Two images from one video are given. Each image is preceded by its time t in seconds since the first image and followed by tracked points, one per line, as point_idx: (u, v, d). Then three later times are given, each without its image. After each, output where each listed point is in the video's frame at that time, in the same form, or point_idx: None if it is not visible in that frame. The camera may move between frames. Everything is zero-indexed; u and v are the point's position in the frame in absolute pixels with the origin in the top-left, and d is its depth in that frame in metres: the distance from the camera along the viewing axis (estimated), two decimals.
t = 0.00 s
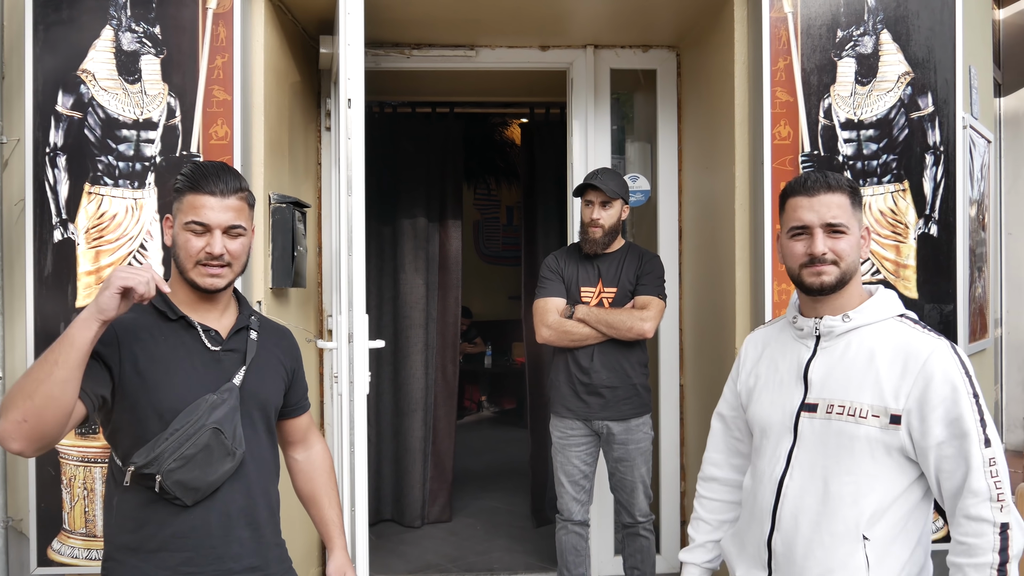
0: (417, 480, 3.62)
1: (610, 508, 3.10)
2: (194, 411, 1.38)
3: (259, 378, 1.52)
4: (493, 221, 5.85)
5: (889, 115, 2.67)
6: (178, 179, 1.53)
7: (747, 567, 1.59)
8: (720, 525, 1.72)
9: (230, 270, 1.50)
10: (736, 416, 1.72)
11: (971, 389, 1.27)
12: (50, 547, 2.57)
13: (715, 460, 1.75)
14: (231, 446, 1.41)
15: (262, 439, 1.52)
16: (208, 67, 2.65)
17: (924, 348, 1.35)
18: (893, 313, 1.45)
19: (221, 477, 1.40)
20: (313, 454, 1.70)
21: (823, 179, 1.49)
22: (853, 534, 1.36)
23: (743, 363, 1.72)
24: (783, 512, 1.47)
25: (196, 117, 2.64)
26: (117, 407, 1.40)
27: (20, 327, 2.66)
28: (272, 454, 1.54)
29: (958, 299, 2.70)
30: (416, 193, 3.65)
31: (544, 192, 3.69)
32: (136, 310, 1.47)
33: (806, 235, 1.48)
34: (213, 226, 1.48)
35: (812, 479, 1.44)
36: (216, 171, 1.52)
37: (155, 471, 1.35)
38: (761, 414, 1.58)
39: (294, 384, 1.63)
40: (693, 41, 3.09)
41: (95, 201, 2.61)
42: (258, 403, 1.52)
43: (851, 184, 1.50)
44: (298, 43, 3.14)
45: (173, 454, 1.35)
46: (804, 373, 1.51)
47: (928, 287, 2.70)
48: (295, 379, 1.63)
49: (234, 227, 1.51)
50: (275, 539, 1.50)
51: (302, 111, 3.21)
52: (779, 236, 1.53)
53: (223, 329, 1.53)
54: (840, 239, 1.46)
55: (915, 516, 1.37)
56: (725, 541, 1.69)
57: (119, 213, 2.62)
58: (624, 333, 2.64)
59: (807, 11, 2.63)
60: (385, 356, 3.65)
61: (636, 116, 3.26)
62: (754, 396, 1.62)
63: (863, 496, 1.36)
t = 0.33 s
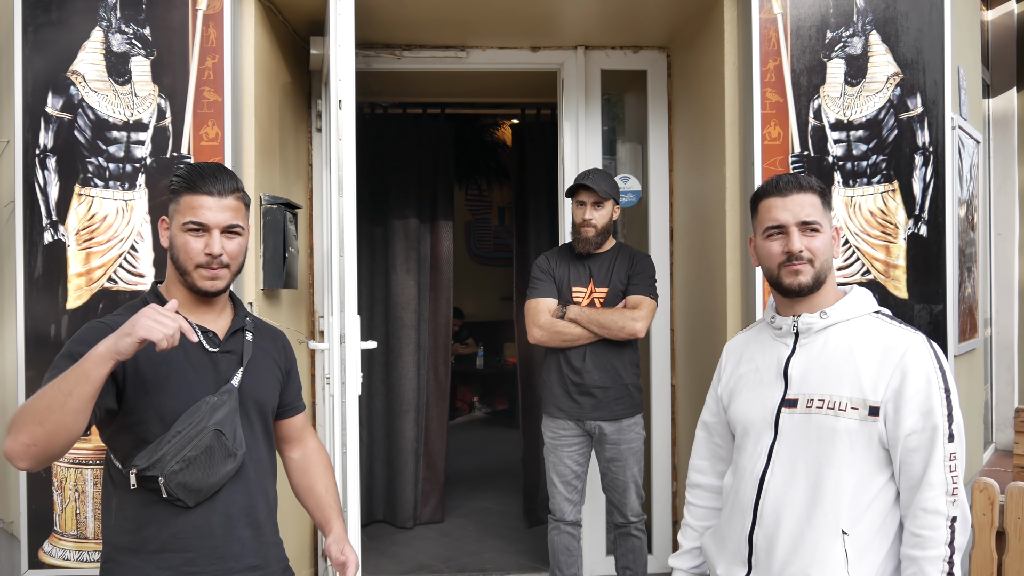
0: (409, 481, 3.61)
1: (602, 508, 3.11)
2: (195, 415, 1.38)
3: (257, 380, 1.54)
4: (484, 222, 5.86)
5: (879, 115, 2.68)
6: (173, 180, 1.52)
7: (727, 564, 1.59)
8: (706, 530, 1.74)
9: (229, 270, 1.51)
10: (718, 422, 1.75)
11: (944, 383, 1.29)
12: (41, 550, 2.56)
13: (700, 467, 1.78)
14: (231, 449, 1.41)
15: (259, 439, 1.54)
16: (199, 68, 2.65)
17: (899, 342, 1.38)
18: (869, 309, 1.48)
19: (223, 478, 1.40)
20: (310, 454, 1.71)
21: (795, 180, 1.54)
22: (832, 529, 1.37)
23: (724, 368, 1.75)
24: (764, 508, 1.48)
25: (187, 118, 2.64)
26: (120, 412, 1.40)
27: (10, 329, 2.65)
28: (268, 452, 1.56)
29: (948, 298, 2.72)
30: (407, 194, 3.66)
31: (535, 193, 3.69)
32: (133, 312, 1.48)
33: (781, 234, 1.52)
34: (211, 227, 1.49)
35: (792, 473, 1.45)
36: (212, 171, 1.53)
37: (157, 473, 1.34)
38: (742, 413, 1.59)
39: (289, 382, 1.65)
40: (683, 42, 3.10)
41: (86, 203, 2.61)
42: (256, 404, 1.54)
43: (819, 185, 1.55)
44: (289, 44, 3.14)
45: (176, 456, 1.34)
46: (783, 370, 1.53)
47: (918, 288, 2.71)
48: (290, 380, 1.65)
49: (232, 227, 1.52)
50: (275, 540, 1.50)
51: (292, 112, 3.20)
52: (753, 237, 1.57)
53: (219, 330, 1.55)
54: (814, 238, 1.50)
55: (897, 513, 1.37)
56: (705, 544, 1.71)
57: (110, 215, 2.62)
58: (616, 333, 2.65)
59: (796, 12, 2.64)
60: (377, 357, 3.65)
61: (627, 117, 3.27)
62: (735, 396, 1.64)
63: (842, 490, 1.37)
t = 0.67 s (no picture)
0: (407, 480, 3.61)
1: (600, 507, 3.11)
2: (189, 412, 1.40)
3: (263, 377, 1.56)
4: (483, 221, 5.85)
5: (878, 116, 2.68)
6: (180, 181, 1.57)
7: (735, 568, 1.61)
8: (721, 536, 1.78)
9: (236, 267, 1.55)
10: (728, 426, 1.80)
11: (949, 381, 1.30)
12: (39, 547, 2.56)
13: (716, 474, 1.82)
14: (230, 444, 1.42)
15: (263, 435, 1.55)
16: (199, 66, 2.65)
17: (903, 341, 1.39)
18: (873, 308, 1.51)
19: (220, 473, 1.43)
20: (309, 452, 1.65)
21: (812, 179, 1.55)
22: (840, 533, 1.39)
23: (733, 372, 1.79)
24: (770, 511, 1.50)
25: (186, 116, 2.64)
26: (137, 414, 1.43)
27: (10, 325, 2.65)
28: (273, 444, 1.57)
29: (947, 299, 2.71)
30: (406, 192, 3.65)
31: (534, 192, 3.69)
32: (140, 313, 1.50)
33: (795, 234, 1.53)
34: (217, 225, 1.53)
35: (797, 475, 1.47)
36: (218, 171, 1.57)
37: (155, 466, 1.38)
38: (747, 415, 1.63)
39: (300, 374, 1.69)
40: (682, 41, 3.10)
41: (85, 200, 2.61)
42: (261, 401, 1.55)
43: (835, 186, 1.56)
44: (289, 42, 3.14)
45: (171, 451, 1.38)
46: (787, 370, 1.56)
47: (917, 288, 2.71)
48: (300, 373, 1.69)
49: (239, 225, 1.56)
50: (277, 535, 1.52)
51: (292, 111, 3.20)
52: (766, 235, 1.57)
53: (225, 327, 1.57)
54: (829, 239, 1.51)
55: (902, 516, 1.39)
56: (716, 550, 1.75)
57: (109, 212, 2.62)
58: (615, 332, 2.65)
59: (796, 12, 2.65)
60: (376, 355, 3.66)
61: (626, 116, 3.27)
62: (741, 398, 1.68)
63: (848, 493, 1.39)
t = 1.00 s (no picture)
0: (402, 477, 3.61)
1: (594, 505, 3.11)
2: (173, 414, 1.40)
3: (260, 376, 1.54)
4: (478, 218, 5.85)
5: (874, 115, 2.68)
6: (179, 178, 1.57)
7: (731, 567, 1.63)
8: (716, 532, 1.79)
9: (234, 264, 1.54)
10: (725, 421, 1.81)
11: (952, 383, 1.32)
12: (32, 543, 2.56)
13: (711, 468, 1.83)
14: (218, 446, 1.42)
15: (260, 434, 1.54)
16: (195, 61, 2.64)
17: (908, 342, 1.40)
18: (877, 309, 1.53)
19: (206, 473, 1.42)
20: (313, 448, 1.62)
21: (817, 177, 1.55)
22: (838, 532, 1.40)
23: (731, 368, 1.81)
24: (768, 508, 1.52)
25: (182, 112, 2.63)
26: (132, 413, 1.45)
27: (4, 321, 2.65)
28: (274, 447, 1.56)
29: (942, 297, 2.72)
30: (402, 189, 3.65)
31: (530, 190, 3.69)
32: (139, 313, 1.52)
33: (798, 232, 1.53)
34: (215, 221, 1.52)
35: (796, 474, 1.49)
36: (216, 167, 1.56)
37: (141, 465, 1.40)
38: (746, 411, 1.64)
39: (305, 371, 1.65)
40: (679, 39, 3.10)
41: (80, 195, 2.60)
42: (256, 399, 1.53)
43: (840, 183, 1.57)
44: (285, 38, 3.13)
45: (156, 451, 1.39)
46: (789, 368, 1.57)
47: (911, 287, 2.72)
48: (304, 370, 1.65)
49: (237, 221, 1.55)
50: (272, 532, 1.53)
51: (288, 108, 3.19)
52: (770, 233, 1.58)
53: (220, 326, 1.55)
54: (832, 238, 1.52)
55: (900, 517, 1.41)
56: (711, 547, 1.76)
57: (104, 207, 2.61)
58: (609, 330, 2.65)
59: (793, 11, 2.65)
60: (370, 351, 3.65)
61: (622, 114, 3.27)
62: (739, 394, 1.69)
63: (848, 492, 1.40)
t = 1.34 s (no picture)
0: (380, 473, 3.60)
1: (572, 500, 3.11)
2: (145, 408, 1.38)
3: (231, 370, 1.54)
4: (458, 214, 5.84)
5: (851, 112, 2.70)
6: (151, 171, 1.55)
7: (704, 559, 1.64)
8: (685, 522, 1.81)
9: (205, 260, 1.53)
10: (698, 412, 1.81)
11: (927, 382, 1.33)
12: (4, 542, 2.54)
13: (682, 459, 1.84)
14: (192, 440, 1.42)
15: (233, 430, 1.54)
16: (170, 55, 2.62)
17: (884, 340, 1.41)
18: (854, 306, 1.53)
19: (180, 467, 1.42)
20: (282, 443, 1.63)
21: (792, 171, 1.56)
22: (811, 526, 1.42)
23: (706, 360, 1.81)
24: (743, 502, 1.53)
25: (157, 106, 2.62)
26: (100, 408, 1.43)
27: None
28: (244, 445, 1.56)
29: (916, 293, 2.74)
30: (380, 184, 3.64)
31: (508, 186, 3.69)
32: (107, 307, 1.49)
33: (773, 225, 1.54)
34: (186, 215, 1.51)
35: (771, 468, 1.50)
36: (189, 162, 1.55)
37: (111, 460, 1.38)
38: (722, 404, 1.65)
39: (275, 368, 1.65)
40: (658, 36, 3.11)
41: (53, 190, 2.58)
42: (228, 395, 1.53)
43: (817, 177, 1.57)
44: (262, 32, 3.11)
45: (128, 445, 1.37)
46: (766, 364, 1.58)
47: (886, 283, 2.74)
48: (274, 367, 1.65)
49: (208, 216, 1.54)
50: (243, 528, 1.52)
51: (265, 103, 3.17)
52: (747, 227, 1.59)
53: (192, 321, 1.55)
54: (806, 232, 1.53)
55: (873, 512, 1.42)
56: (682, 538, 1.77)
57: (78, 202, 2.59)
58: (586, 326, 2.66)
59: (771, 8, 2.66)
60: (348, 347, 3.64)
61: (601, 110, 3.27)
62: (715, 386, 1.70)
63: (821, 487, 1.42)
